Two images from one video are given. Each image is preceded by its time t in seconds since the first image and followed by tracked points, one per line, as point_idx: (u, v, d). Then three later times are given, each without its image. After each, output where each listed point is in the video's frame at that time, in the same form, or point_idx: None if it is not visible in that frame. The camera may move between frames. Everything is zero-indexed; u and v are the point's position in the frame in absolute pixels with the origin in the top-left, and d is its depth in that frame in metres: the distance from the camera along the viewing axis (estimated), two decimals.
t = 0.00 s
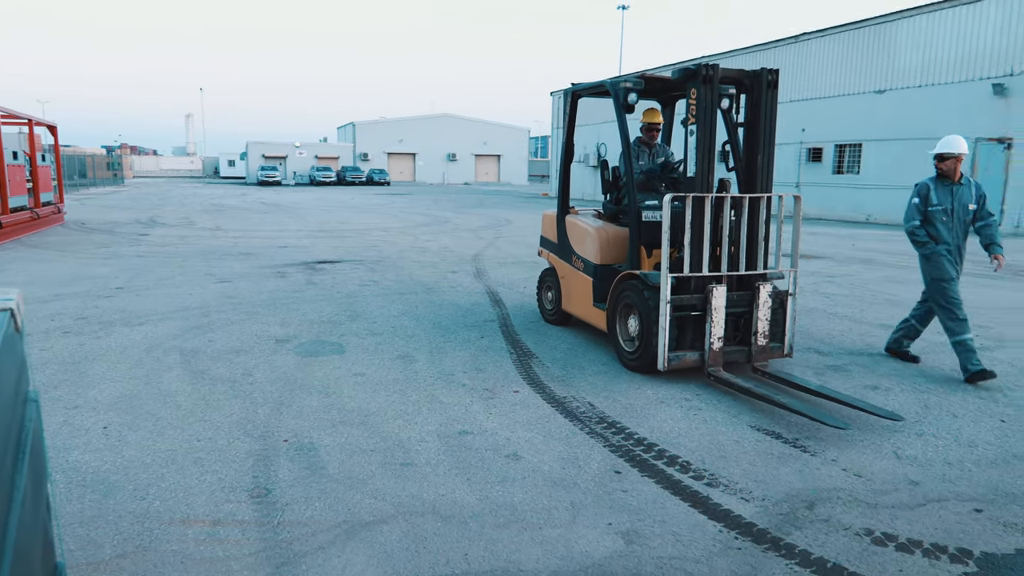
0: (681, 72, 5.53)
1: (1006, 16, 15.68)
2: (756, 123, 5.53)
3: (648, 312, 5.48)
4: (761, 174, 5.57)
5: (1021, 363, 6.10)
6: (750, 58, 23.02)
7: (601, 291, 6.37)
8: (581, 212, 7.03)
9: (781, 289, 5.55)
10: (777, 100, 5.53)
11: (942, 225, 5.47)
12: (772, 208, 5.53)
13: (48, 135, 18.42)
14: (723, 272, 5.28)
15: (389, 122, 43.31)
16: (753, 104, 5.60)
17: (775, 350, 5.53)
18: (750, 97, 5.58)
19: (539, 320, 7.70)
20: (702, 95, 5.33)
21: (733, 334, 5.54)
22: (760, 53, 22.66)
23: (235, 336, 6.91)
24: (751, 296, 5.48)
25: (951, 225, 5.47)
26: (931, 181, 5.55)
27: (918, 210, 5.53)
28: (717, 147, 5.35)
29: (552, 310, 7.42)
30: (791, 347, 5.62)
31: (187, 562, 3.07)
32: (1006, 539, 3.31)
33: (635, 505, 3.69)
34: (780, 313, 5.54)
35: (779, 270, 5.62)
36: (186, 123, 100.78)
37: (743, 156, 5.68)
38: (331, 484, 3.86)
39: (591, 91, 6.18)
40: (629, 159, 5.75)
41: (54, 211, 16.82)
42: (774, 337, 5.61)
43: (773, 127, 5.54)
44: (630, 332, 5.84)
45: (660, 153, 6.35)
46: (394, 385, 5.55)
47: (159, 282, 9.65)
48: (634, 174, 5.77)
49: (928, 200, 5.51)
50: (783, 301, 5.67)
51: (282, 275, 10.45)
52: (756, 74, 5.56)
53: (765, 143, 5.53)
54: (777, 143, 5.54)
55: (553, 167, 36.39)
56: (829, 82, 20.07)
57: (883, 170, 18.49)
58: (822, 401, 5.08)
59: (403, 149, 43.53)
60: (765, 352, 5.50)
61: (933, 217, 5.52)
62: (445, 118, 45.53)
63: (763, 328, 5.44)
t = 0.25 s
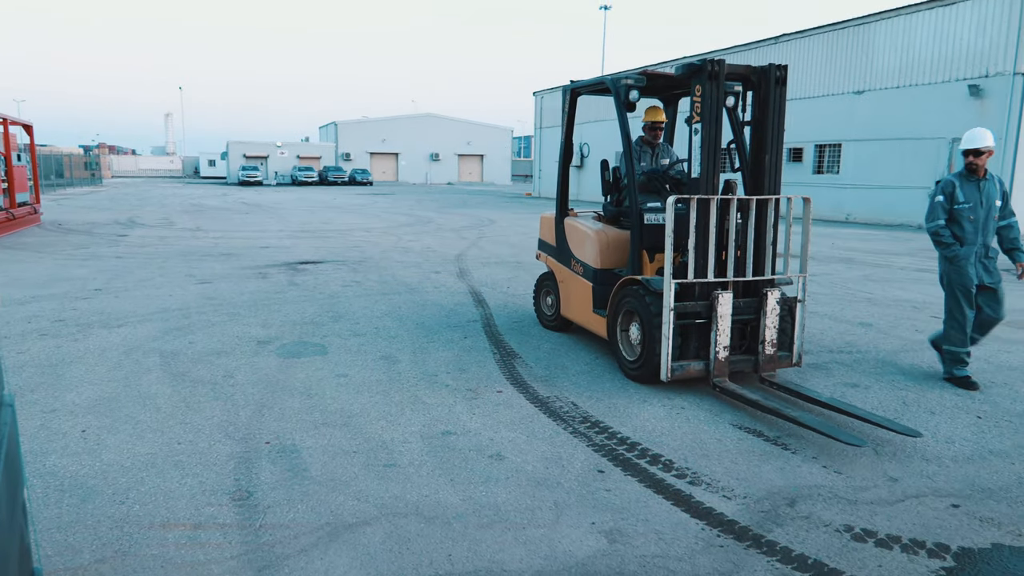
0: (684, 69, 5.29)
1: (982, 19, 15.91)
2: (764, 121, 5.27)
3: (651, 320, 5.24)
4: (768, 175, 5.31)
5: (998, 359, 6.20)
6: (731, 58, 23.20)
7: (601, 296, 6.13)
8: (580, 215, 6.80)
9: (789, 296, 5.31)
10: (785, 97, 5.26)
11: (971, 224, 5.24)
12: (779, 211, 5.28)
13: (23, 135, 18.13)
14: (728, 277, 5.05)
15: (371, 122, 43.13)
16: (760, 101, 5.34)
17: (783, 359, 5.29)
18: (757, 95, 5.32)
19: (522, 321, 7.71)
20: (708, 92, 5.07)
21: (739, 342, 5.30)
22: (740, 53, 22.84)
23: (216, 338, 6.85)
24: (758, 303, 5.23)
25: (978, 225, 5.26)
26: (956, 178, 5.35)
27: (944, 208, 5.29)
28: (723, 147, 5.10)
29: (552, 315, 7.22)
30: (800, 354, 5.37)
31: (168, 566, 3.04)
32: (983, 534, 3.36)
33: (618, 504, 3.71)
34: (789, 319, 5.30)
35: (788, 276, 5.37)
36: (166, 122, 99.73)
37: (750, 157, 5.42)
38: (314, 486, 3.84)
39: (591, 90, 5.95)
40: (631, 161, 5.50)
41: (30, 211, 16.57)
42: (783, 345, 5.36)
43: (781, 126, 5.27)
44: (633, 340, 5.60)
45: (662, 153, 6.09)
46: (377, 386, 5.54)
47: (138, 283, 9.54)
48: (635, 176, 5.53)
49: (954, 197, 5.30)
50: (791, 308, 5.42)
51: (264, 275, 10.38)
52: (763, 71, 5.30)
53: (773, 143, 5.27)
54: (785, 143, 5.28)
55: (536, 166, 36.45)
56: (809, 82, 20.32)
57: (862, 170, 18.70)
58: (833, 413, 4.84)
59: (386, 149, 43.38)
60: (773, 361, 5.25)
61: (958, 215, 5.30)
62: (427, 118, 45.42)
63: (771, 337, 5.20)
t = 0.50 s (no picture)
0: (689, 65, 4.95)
1: (958, 20, 16.18)
2: (772, 119, 4.94)
3: (652, 328, 4.96)
4: (777, 177, 4.98)
5: (975, 357, 6.30)
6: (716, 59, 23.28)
7: (601, 302, 5.85)
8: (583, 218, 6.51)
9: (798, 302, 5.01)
10: (796, 94, 4.92)
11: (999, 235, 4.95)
12: (789, 213, 4.97)
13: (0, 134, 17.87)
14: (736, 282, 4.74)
15: (355, 122, 42.98)
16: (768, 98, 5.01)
17: (792, 369, 4.99)
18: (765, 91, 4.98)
19: (507, 321, 7.71)
20: (713, 89, 4.74)
21: (745, 351, 5.01)
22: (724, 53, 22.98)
23: (197, 340, 6.79)
24: (765, 309, 4.94)
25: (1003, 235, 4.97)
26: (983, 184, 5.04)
27: (969, 216, 4.98)
28: (729, 147, 4.78)
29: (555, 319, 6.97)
30: (810, 364, 5.07)
31: (149, 570, 3.01)
32: (961, 529, 3.41)
33: (602, 503, 3.72)
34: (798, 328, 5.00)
35: (797, 281, 5.06)
36: (146, 121, 98.69)
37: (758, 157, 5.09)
38: (298, 488, 3.82)
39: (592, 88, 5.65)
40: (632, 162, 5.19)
41: (9, 212, 16.36)
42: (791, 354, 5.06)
43: (790, 124, 4.95)
44: (633, 349, 5.33)
45: (667, 153, 5.76)
46: (361, 387, 5.51)
47: (118, 284, 9.44)
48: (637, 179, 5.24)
49: (982, 205, 4.99)
50: (801, 315, 5.12)
51: (247, 276, 10.31)
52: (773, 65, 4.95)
53: (783, 142, 4.93)
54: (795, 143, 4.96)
55: (520, 166, 36.50)
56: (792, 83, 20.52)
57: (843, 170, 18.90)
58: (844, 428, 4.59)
59: (369, 149, 43.24)
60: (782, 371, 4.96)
61: (983, 225, 5.00)
62: (411, 117, 45.33)
63: (779, 345, 4.90)
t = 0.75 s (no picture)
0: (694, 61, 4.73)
1: (939, 23, 16.42)
2: (781, 118, 4.68)
3: (653, 334, 4.77)
4: (787, 178, 4.71)
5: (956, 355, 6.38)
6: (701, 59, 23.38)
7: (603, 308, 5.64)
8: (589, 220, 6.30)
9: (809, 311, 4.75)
10: (807, 92, 4.66)
11: None
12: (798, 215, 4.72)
13: None
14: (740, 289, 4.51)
15: (340, 121, 42.81)
16: (777, 97, 4.74)
17: (802, 381, 4.73)
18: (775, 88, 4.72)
19: (493, 321, 7.70)
20: (717, 85, 4.52)
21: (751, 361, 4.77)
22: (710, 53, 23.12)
23: (181, 341, 6.73)
24: (773, 318, 4.69)
25: None
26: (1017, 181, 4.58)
27: (1000, 215, 4.53)
28: (734, 146, 4.55)
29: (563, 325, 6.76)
30: (821, 376, 4.82)
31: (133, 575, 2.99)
32: (942, 525, 3.45)
33: (588, 503, 3.73)
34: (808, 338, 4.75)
35: (808, 287, 4.80)
36: (129, 121, 97.74)
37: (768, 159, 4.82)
38: (283, 490, 3.80)
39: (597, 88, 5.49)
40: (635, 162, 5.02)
41: None
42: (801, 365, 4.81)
43: (801, 124, 4.67)
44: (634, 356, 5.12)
45: (674, 154, 5.62)
46: (346, 388, 5.49)
47: (100, 285, 9.35)
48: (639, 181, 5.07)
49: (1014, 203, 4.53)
50: (812, 324, 4.87)
51: (231, 277, 10.25)
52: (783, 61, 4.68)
53: (792, 142, 4.66)
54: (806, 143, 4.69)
55: (506, 167, 36.52)
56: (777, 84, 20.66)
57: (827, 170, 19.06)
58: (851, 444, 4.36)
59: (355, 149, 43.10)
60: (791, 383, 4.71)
61: (1019, 225, 4.52)
62: (397, 117, 45.23)
63: (787, 356, 4.65)
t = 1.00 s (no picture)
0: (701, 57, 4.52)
1: (924, 23, 16.60)
2: (792, 118, 4.45)
3: (656, 342, 4.57)
4: (797, 180, 4.49)
5: (941, 353, 6.45)
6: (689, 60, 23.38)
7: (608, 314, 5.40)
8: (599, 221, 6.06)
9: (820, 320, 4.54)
10: (819, 88, 4.41)
11: None
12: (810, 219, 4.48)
13: None
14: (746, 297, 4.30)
15: (329, 121, 42.68)
16: (789, 94, 4.50)
17: (813, 393, 4.51)
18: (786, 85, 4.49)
19: (483, 321, 7.71)
20: (723, 83, 4.32)
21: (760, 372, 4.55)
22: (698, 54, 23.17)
23: (169, 343, 6.70)
24: (782, 328, 4.48)
25: None
26: None
27: None
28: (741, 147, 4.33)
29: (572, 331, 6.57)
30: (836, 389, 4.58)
31: None
32: (929, 523, 3.48)
33: (578, 502, 3.75)
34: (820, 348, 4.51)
35: (820, 295, 4.58)
36: (115, 121, 97.02)
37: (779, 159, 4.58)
38: (273, 491, 3.79)
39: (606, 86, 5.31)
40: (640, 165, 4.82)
41: None
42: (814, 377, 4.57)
43: (812, 124, 4.44)
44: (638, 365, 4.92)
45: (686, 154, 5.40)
46: (336, 389, 5.47)
47: (87, 286, 9.28)
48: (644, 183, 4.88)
49: None
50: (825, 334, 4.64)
51: (219, 278, 10.20)
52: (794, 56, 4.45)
53: (803, 143, 4.43)
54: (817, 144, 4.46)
55: (495, 167, 36.52)
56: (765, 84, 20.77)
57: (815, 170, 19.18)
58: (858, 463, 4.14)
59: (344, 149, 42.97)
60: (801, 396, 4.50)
61: None
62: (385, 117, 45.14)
63: (798, 367, 4.43)
